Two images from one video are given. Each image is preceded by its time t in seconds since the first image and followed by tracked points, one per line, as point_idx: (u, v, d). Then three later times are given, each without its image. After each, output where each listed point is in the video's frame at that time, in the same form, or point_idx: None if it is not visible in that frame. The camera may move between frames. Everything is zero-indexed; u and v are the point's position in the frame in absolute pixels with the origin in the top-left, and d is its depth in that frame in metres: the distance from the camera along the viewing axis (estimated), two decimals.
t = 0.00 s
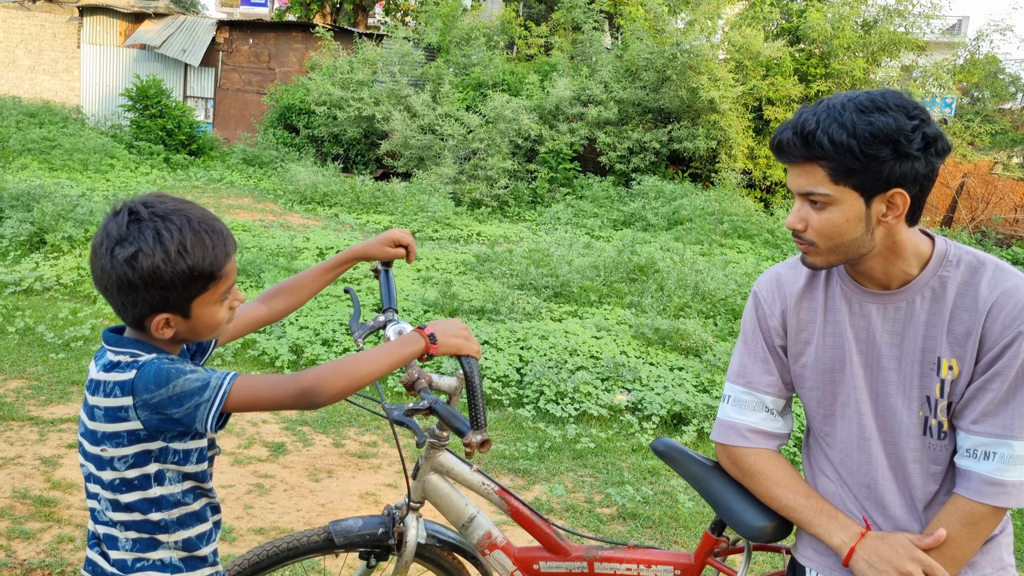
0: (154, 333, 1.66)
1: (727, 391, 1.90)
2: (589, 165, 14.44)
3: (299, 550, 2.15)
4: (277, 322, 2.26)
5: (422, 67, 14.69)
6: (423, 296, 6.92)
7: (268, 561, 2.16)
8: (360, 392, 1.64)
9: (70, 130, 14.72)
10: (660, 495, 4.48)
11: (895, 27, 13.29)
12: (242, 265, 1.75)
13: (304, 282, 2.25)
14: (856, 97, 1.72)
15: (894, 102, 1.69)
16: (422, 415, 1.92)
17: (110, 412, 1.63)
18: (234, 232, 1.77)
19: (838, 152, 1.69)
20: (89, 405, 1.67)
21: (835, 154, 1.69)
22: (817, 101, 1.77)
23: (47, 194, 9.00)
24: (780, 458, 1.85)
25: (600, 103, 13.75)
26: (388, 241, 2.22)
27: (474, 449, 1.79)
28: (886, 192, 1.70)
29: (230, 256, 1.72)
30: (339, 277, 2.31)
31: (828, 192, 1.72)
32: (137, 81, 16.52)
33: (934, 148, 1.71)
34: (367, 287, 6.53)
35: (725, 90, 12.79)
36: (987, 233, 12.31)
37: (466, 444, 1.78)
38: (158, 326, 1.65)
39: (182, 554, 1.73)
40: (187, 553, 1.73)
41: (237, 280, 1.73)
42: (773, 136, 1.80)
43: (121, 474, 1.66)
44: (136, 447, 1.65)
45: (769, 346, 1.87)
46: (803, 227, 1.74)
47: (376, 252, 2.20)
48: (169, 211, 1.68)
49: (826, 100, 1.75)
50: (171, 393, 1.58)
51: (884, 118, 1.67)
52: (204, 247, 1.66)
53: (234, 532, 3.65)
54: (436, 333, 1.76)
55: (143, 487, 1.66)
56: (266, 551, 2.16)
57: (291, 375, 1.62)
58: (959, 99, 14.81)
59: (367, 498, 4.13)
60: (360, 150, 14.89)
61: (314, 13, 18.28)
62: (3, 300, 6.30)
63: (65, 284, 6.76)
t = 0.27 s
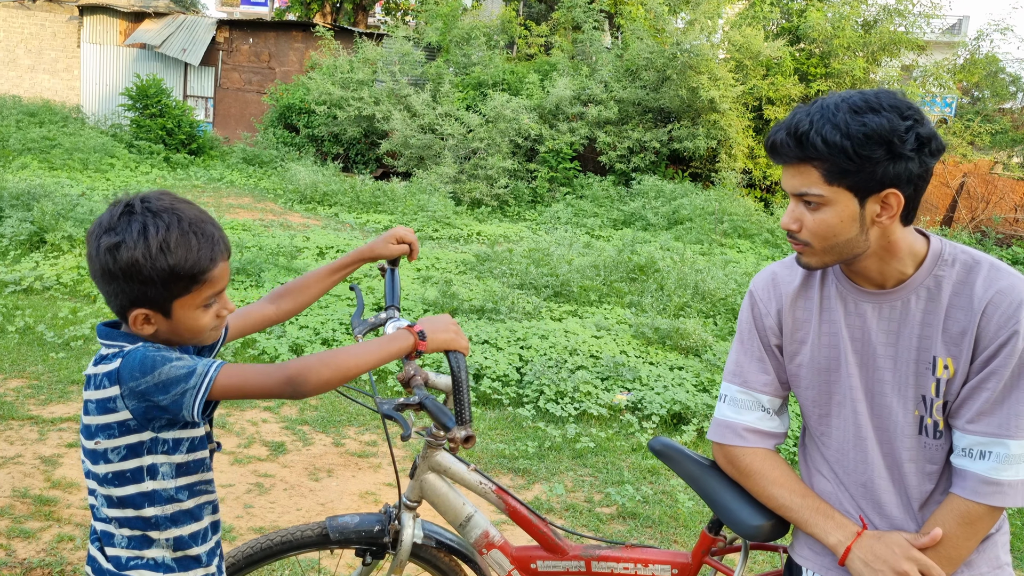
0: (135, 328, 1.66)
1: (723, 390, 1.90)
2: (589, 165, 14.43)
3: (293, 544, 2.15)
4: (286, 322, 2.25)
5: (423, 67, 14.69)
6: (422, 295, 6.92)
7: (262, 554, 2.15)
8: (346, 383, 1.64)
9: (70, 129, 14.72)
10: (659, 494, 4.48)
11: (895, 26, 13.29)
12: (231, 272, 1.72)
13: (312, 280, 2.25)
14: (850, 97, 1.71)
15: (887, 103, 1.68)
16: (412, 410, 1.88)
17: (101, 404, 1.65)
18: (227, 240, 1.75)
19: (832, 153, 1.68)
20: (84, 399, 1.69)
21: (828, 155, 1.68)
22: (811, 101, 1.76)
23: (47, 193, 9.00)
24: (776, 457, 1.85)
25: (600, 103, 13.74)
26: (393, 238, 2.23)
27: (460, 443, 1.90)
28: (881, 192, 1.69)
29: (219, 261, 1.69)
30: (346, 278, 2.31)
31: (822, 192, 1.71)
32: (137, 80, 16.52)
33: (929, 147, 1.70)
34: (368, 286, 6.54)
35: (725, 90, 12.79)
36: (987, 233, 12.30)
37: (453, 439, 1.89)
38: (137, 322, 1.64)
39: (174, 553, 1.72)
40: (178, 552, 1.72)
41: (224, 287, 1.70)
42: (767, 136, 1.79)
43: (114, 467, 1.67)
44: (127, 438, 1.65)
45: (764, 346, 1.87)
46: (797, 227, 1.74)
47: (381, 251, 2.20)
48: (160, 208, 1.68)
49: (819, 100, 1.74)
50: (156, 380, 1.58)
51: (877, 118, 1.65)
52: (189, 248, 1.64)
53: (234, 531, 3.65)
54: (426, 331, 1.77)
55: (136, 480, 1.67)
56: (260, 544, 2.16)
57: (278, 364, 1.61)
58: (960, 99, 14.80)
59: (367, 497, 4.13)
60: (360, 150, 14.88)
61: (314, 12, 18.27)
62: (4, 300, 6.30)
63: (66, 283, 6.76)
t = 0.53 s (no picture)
0: (116, 313, 1.66)
1: (720, 390, 1.90)
2: (589, 164, 14.42)
3: (289, 548, 2.15)
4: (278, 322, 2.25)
5: (423, 66, 14.70)
6: (423, 295, 6.92)
7: (257, 559, 2.15)
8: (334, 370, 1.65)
9: (70, 128, 14.73)
10: (660, 494, 4.48)
11: (896, 26, 13.28)
12: (220, 272, 1.71)
13: (308, 286, 2.25)
14: (845, 97, 1.71)
15: (882, 102, 1.67)
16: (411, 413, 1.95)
17: (91, 397, 1.65)
18: (222, 238, 1.76)
19: (827, 153, 1.67)
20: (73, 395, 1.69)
21: (824, 155, 1.68)
22: (805, 101, 1.75)
23: (47, 192, 9.01)
24: (773, 457, 1.85)
25: (601, 102, 13.73)
26: (388, 245, 2.22)
27: (462, 446, 1.87)
28: (876, 192, 1.69)
29: (210, 257, 1.70)
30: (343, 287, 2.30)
31: (818, 192, 1.71)
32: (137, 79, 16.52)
33: (924, 147, 1.70)
34: (368, 285, 6.54)
35: (726, 89, 12.79)
36: (987, 232, 12.30)
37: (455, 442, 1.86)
38: (119, 306, 1.64)
39: (164, 552, 1.71)
40: (168, 550, 1.71)
41: (212, 284, 1.70)
42: (762, 136, 1.79)
43: (105, 461, 1.67)
44: (118, 430, 1.65)
45: (761, 345, 1.87)
46: (793, 228, 1.74)
47: (377, 259, 2.19)
48: (160, 196, 1.71)
49: (814, 100, 1.74)
50: (146, 363, 1.58)
51: (872, 119, 1.65)
52: (181, 238, 1.65)
53: (234, 530, 3.65)
54: (423, 337, 1.74)
55: (127, 475, 1.66)
56: (254, 549, 2.15)
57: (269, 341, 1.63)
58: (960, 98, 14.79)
59: (367, 496, 4.13)
60: (361, 149, 14.87)
61: (315, 11, 18.28)
62: (4, 299, 6.30)
63: (66, 283, 6.76)
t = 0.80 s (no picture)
0: (105, 309, 1.65)
1: (713, 390, 1.90)
2: (590, 164, 14.40)
3: (282, 550, 2.15)
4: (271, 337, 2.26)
5: (423, 65, 14.71)
6: (422, 294, 6.93)
7: (249, 563, 2.15)
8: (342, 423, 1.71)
9: (71, 128, 14.74)
10: (658, 493, 4.48)
11: (896, 25, 13.27)
12: (208, 264, 1.74)
13: (299, 299, 2.24)
14: (836, 96, 1.71)
15: (874, 102, 1.67)
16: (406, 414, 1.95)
17: (83, 421, 1.63)
18: (210, 231, 1.79)
19: (818, 152, 1.67)
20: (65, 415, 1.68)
21: (815, 154, 1.68)
22: (797, 100, 1.75)
23: (47, 192, 9.02)
24: (765, 457, 1.86)
25: (601, 102, 13.73)
26: (375, 247, 2.21)
27: (457, 448, 1.85)
28: (867, 191, 1.69)
29: (198, 248, 1.72)
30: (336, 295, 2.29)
31: (809, 192, 1.71)
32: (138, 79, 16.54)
33: (915, 146, 1.69)
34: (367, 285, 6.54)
35: (726, 88, 12.79)
36: (988, 231, 12.28)
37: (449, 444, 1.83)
38: (108, 300, 1.64)
39: (158, 560, 1.71)
40: (161, 558, 1.71)
41: (201, 276, 1.72)
42: (753, 135, 1.79)
43: (95, 479, 1.66)
44: (108, 454, 1.64)
45: (753, 345, 1.87)
46: (785, 227, 1.74)
47: (364, 263, 2.19)
48: (149, 191, 1.74)
49: (806, 99, 1.74)
50: (146, 420, 1.58)
51: (863, 118, 1.65)
52: (171, 226, 1.68)
53: (231, 530, 3.66)
54: (414, 360, 1.77)
55: (117, 491, 1.66)
56: (246, 553, 2.15)
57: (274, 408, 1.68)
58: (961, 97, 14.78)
59: (364, 496, 4.14)
60: (361, 149, 14.87)
61: (316, 11, 18.29)
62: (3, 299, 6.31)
63: (65, 282, 6.76)
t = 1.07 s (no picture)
0: (86, 305, 1.64)
1: (695, 386, 1.90)
2: (589, 162, 14.36)
3: (264, 548, 2.14)
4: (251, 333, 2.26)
5: (422, 63, 14.70)
6: (417, 292, 6.92)
7: (230, 560, 2.14)
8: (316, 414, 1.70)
9: (69, 126, 14.71)
10: (651, 491, 4.47)
11: (895, 23, 13.25)
12: (187, 255, 1.74)
13: (279, 294, 2.24)
14: (815, 91, 1.70)
15: (852, 97, 1.67)
16: (386, 411, 1.91)
17: (57, 417, 1.63)
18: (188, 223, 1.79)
19: (796, 149, 1.67)
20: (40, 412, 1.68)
21: (793, 150, 1.67)
22: (776, 96, 1.74)
23: (44, 189, 9.01)
24: (746, 453, 1.85)
25: (600, 100, 13.70)
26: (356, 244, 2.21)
27: (436, 445, 1.83)
28: (847, 187, 1.68)
29: (177, 240, 1.72)
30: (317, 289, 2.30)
31: (788, 189, 1.70)
32: (137, 77, 16.52)
33: (894, 142, 1.68)
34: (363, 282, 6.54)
35: (725, 86, 12.77)
36: (987, 230, 12.26)
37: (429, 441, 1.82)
38: (89, 296, 1.63)
39: (137, 556, 1.71)
40: (140, 555, 1.71)
41: (182, 266, 1.72)
42: (733, 131, 1.78)
43: (70, 476, 1.66)
44: (82, 451, 1.63)
45: (734, 341, 1.86)
46: (764, 224, 1.73)
47: (345, 258, 2.18)
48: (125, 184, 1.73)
49: (785, 95, 1.73)
50: (121, 415, 1.58)
51: (841, 113, 1.65)
52: (151, 218, 1.68)
53: (222, 527, 3.65)
54: (393, 353, 1.76)
55: (92, 489, 1.65)
56: (227, 551, 2.14)
57: (251, 400, 1.68)
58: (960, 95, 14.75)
59: (356, 493, 4.14)
60: (360, 147, 14.85)
61: (315, 9, 18.26)
62: None
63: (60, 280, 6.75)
